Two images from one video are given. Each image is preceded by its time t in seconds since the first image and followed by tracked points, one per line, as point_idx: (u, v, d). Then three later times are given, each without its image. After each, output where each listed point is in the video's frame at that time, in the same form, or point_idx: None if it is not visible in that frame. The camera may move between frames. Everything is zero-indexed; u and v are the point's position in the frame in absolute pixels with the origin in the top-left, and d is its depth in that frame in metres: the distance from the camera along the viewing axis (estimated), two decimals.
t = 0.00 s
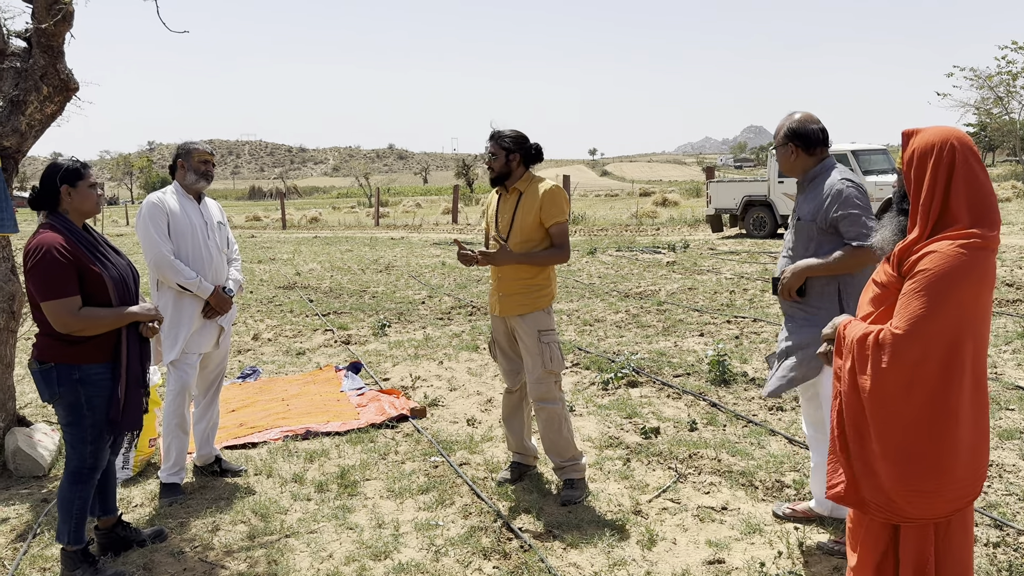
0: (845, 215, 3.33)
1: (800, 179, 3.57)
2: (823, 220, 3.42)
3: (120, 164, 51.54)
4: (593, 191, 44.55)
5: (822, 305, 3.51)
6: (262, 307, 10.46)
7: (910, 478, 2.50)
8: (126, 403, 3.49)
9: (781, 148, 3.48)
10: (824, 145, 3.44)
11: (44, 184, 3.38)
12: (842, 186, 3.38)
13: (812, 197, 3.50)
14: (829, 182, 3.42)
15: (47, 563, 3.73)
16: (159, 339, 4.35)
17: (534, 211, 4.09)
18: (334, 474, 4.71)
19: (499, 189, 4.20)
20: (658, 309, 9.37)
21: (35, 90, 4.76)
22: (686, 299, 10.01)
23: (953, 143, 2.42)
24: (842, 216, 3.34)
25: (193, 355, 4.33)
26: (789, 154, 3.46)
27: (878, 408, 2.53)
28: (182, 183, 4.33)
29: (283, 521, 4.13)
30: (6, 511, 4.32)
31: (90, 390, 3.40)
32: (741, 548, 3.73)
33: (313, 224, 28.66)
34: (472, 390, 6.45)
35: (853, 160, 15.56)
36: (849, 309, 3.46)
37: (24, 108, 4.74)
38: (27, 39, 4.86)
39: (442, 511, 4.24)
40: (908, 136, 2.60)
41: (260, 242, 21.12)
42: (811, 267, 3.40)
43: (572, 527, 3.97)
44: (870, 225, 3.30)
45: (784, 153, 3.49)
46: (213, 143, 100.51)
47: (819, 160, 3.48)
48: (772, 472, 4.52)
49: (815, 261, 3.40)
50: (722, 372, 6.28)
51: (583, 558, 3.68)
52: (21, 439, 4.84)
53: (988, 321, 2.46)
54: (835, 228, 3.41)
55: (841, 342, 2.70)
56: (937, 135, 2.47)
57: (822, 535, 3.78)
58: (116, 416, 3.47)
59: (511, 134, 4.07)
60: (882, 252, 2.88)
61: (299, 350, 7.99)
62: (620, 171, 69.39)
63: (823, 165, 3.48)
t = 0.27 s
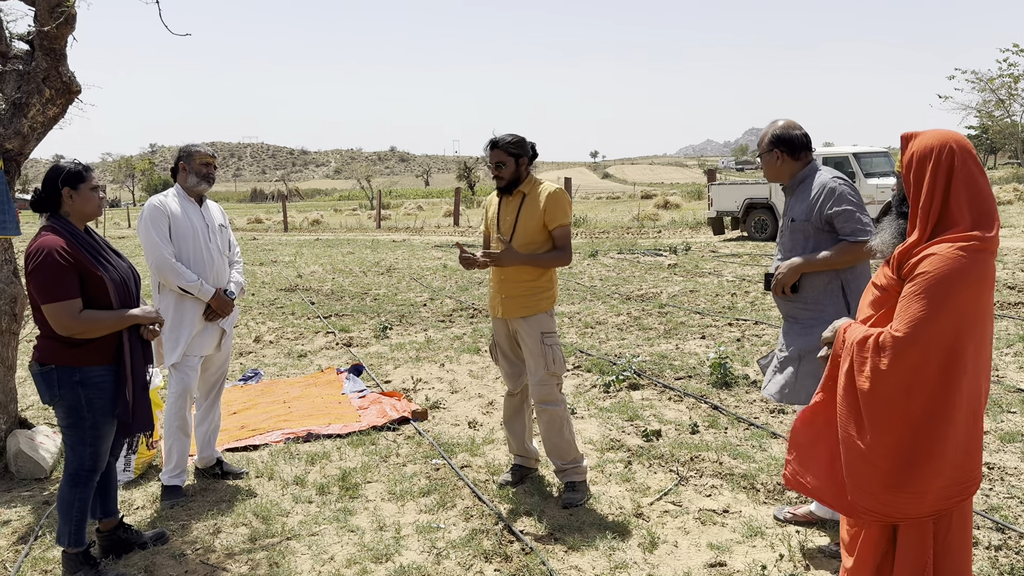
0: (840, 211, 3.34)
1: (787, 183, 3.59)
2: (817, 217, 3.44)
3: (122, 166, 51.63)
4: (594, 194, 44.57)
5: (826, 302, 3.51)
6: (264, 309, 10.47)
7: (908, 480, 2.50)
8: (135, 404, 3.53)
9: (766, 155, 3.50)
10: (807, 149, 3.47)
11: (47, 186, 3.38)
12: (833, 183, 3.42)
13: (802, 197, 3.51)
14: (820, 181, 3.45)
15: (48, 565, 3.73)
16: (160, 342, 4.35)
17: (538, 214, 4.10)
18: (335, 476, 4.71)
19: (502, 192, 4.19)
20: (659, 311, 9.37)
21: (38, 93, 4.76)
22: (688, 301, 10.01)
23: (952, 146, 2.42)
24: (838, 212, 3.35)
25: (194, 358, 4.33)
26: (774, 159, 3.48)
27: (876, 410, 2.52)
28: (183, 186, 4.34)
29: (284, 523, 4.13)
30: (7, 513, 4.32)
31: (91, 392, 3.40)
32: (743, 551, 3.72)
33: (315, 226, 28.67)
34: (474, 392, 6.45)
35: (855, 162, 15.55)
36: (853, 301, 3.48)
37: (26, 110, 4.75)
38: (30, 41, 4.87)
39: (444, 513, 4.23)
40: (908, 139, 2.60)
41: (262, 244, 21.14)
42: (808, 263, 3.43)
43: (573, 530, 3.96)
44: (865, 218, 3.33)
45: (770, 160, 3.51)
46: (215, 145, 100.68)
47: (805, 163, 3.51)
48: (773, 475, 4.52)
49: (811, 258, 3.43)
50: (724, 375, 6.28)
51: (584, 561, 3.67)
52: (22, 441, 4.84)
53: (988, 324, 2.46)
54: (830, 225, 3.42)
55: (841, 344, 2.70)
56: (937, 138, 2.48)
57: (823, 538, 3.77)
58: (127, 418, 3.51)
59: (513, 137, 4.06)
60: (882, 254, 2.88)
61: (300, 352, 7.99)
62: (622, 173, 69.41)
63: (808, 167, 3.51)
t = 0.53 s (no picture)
0: (841, 213, 3.36)
1: (787, 186, 3.61)
2: (819, 220, 3.44)
3: (123, 168, 51.70)
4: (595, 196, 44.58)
5: (828, 304, 3.51)
6: (265, 311, 10.48)
7: (907, 481, 2.50)
8: (127, 407, 3.49)
9: (767, 158, 3.51)
10: (808, 151, 3.49)
11: (49, 187, 3.39)
12: (834, 185, 3.44)
13: (803, 200, 3.52)
14: (821, 183, 3.47)
15: (49, 567, 3.73)
16: (161, 343, 4.36)
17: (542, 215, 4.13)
18: (336, 478, 4.72)
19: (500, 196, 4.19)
20: (660, 313, 9.37)
21: (39, 95, 4.77)
22: (688, 303, 10.01)
23: (951, 149, 2.42)
24: (839, 213, 3.36)
25: (195, 359, 4.34)
26: (775, 161, 3.49)
27: (875, 412, 2.53)
28: (184, 188, 4.35)
29: (285, 525, 4.14)
30: (8, 515, 4.33)
31: (89, 394, 3.41)
32: (743, 553, 3.72)
33: (316, 228, 28.71)
34: (475, 394, 6.45)
35: (856, 164, 15.55)
36: (855, 302, 3.49)
37: (28, 112, 4.75)
38: (31, 44, 4.88)
39: (444, 515, 4.23)
40: (906, 141, 2.60)
41: (263, 246, 21.17)
42: (808, 268, 3.43)
43: (573, 532, 3.96)
44: (865, 221, 3.35)
45: (771, 163, 3.52)
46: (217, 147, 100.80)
47: (806, 165, 3.53)
48: (774, 477, 4.52)
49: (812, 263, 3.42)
50: (725, 377, 6.27)
51: (584, 563, 3.67)
52: (23, 443, 4.84)
53: (987, 325, 2.46)
54: (831, 227, 3.43)
55: (840, 346, 2.70)
56: (935, 140, 2.48)
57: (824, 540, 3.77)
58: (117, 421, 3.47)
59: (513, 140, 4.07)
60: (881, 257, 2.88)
61: (301, 354, 8.00)
62: (623, 175, 69.43)
63: (809, 170, 3.53)
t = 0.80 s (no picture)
0: (853, 217, 3.34)
1: (801, 185, 3.59)
2: (829, 222, 3.43)
3: (125, 169, 51.78)
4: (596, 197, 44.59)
5: (828, 307, 3.51)
6: (266, 312, 10.48)
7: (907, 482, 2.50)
8: (127, 407, 3.51)
9: (783, 155, 3.49)
10: (824, 149, 3.47)
11: (50, 188, 3.40)
12: (849, 188, 3.42)
13: (815, 200, 3.51)
14: (836, 184, 3.44)
15: (50, 568, 3.74)
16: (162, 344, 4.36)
17: (545, 215, 4.16)
18: (337, 479, 4.72)
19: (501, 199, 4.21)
20: (661, 314, 9.38)
21: (40, 96, 4.78)
22: (689, 304, 10.01)
23: (950, 149, 2.42)
24: (851, 217, 3.35)
25: (196, 360, 4.34)
26: (790, 159, 3.47)
27: (874, 412, 2.53)
28: (186, 189, 4.35)
29: (286, 526, 4.14)
30: (10, 515, 4.33)
31: (88, 394, 3.41)
32: (744, 554, 3.72)
33: (318, 229, 28.72)
34: (476, 395, 6.45)
35: (857, 165, 15.54)
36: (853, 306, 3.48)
37: (29, 113, 4.76)
38: (32, 45, 4.90)
39: (445, 516, 4.23)
40: (906, 141, 2.60)
41: (264, 247, 21.18)
42: (815, 269, 3.39)
43: (574, 533, 3.96)
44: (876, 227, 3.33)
45: (787, 160, 3.50)
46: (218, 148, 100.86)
47: (822, 164, 3.51)
48: (775, 477, 4.52)
49: (820, 264, 3.40)
50: (726, 377, 6.27)
51: (585, 563, 3.67)
52: (25, 444, 4.85)
53: (988, 326, 2.45)
54: (841, 230, 3.42)
55: (840, 346, 2.70)
56: (935, 140, 2.48)
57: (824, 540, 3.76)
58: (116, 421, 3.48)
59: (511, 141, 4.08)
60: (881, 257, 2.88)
61: (303, 355, 8.00)
62: (624, 176, 69.45)
63: (825, 169, 3.52)
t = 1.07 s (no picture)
0: (864, 220, 3.34)
1: (810, 185, 3.58)
2: (839, 224, 3.42)
3: (126, 170, 51.84)
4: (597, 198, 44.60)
5: (829, 308, 3.51)
6: (267, 313, 10.48)
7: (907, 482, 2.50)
8: (129, 407, 3.53)
9: (795, 156, 3.47)
10: (834, 149, 3.47)
11: (51, 188, 3.41)
12: (860, 190, 3.41)
13: (825, 201, 3.49)
14: (847, 186, 3.43)
15: (51, 568, 3.74)
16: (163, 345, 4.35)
17: (547, 215, 4.17)
18: (337, 480, 4.72)
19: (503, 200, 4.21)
20: (662, 315, 9.37)
21: (41, 97, 4.79)
22: (690, 305, 10.01)
23: (951, 149, 2.42)
24: (862, 220, 3.34)
25: (197, 361, 4.35)
26: (802, 160, 3.46)
27: (875, 412, 2.53)
28: (187, 189, 4.36)
29: (287, 526, 4.14)
30: (11, 516, 4.34)
31: (87, 395, 3.41)
32: (745, 554, 3.72)
33: (319, 229, 28.74)
34: (476, 395, 6.45)
35: (858, 166, 15.53)
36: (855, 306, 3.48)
37: (30, 114, 4.76)
38: (32, 46, 4.92)
39: (446, 516, 4.24)
40: (907, 141, 2.60)
41: (265, 248, 21.19)
42: (825, 270, 3.38)
43: (575, 533, 3.96)
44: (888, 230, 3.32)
45: (798, 162, 3.48)
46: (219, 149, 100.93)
47: (832, 165, 3.51)
48: (776, 478, 4.52)
49: (831, 263, 3.38)
50: (727, 378, 6.27)
51: (586, 564, 3.67)
52: (26, 445, 4.85)
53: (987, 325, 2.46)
54: (851, 232, 3.42)
55: (840, 346, 2.70)
56: (936, 140, 2.48)
57: (825, 541, 3.76)
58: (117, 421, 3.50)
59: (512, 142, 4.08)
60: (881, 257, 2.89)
61: (303, 355, 8.01)
62: (625, 177, 69.46)
63: (836, 170, 3.52)
